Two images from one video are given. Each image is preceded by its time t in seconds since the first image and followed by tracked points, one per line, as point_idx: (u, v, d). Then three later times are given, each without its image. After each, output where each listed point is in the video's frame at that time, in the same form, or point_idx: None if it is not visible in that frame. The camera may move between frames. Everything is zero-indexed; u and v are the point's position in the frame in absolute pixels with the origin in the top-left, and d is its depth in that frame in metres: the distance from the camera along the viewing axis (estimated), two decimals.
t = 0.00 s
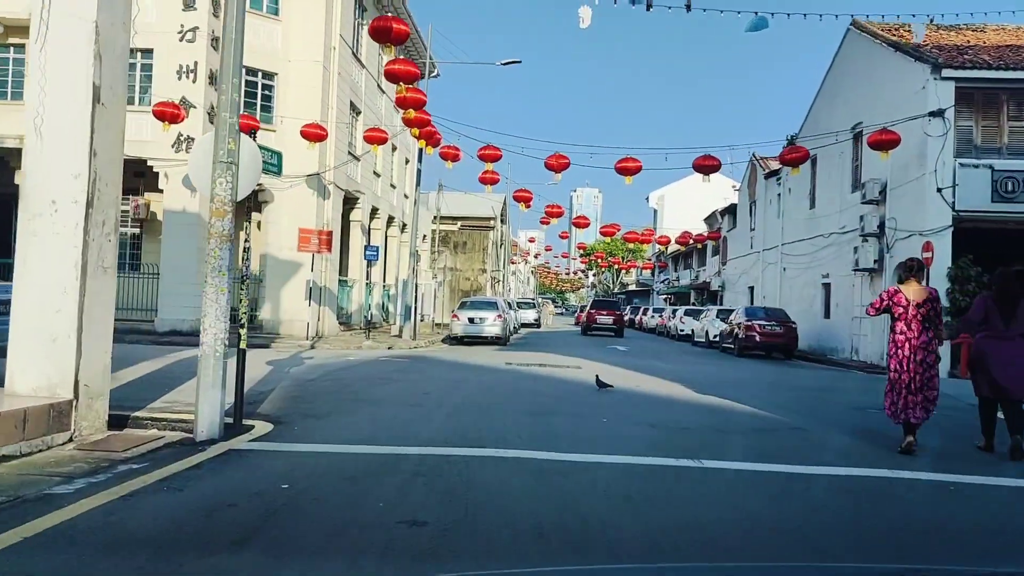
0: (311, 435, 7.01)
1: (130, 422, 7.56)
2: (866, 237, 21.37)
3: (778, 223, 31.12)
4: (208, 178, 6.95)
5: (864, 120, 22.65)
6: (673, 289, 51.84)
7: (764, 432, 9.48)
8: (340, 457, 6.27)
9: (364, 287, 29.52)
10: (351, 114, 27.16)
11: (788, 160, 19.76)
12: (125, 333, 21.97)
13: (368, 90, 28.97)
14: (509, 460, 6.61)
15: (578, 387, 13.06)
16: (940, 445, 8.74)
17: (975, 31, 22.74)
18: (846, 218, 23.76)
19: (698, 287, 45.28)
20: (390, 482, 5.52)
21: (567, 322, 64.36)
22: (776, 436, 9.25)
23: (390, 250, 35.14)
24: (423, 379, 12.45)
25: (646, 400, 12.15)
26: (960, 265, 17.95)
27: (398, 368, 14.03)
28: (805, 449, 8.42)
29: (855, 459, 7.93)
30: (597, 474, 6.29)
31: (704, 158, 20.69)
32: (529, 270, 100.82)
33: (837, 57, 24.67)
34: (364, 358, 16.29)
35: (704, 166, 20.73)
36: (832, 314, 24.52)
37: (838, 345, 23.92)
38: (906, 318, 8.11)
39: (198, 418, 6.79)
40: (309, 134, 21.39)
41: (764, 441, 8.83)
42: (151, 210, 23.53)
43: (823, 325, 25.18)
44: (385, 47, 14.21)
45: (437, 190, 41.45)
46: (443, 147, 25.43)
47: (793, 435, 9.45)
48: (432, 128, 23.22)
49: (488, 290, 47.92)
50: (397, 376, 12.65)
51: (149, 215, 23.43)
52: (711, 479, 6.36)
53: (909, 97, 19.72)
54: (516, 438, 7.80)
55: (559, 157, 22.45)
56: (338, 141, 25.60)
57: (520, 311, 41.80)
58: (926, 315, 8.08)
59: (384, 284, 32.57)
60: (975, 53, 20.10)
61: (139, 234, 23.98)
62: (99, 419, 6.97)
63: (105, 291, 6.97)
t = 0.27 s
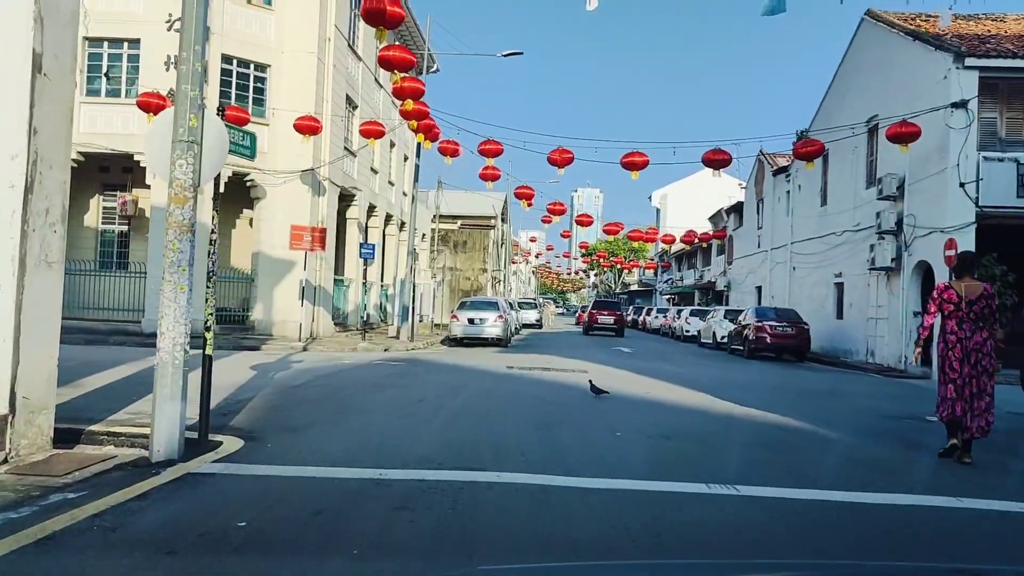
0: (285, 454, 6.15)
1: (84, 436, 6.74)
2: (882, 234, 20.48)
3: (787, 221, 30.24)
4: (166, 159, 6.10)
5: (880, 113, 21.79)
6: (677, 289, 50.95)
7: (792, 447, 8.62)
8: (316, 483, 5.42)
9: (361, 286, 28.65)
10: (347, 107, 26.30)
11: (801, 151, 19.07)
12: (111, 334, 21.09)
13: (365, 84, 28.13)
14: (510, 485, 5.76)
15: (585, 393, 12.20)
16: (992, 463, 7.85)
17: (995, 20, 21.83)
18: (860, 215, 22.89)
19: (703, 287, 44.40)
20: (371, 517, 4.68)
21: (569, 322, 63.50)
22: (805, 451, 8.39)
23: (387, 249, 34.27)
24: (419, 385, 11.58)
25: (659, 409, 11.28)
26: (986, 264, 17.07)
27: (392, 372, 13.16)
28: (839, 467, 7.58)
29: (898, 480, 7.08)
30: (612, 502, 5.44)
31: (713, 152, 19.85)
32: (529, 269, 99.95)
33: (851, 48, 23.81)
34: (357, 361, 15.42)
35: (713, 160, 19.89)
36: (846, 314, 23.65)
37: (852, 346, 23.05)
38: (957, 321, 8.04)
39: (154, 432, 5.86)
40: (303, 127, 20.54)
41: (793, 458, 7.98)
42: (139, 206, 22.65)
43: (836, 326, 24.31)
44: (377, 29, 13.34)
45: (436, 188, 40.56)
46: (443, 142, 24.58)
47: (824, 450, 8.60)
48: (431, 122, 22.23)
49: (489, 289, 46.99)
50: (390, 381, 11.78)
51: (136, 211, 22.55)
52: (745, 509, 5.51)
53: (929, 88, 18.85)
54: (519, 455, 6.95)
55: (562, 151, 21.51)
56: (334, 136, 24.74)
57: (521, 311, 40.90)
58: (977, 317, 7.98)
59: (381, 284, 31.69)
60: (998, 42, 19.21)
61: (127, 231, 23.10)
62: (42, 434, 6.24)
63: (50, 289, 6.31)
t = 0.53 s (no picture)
0: (253, 480, 5.36)
1: (26, 455, 5.93)
2: (899, 232, 19.65)
3: (796, 219, 29.42)
4: (114, 139, 5.70)
5: (895, 106, 20.99)
6: (680, 290, 50.08)
7: (822, 466, 7.82)
8: (284, 519, 4.63)
9: (357, 286, 27.78)
10: (343, 102, 25.49)
11: (816, 146, 18.14)
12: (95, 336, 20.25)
13: (361, 77, 27.32)
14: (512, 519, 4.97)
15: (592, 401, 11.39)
16: None
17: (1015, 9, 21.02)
18: (874, 212, 22.08)
19: (706, 287, 43.54)
20: (342, 565, 3.88)
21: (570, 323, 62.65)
22: (838, 470, 7.59)
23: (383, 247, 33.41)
24: (413, 391, 10.76)
25: (671, 420, 10.48)
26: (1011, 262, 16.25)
27: (385, 377, 12.32)
28: (879, 490, 6.77)
29: (950, 508, 6.29)
30: (630, 541, 4.63)
31: (722, 146, 19.03)
32: (529, 269, 99.02)
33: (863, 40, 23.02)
34: (349, 364, 14.60)
35: (722, 154, 19.05)
36: (859, 315, 22.84)
37: (866, 348, 22.21)
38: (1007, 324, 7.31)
39: (97, 454, 5.34)
40: (294, 119, 19.70)
41: (826, 479, 7.18)
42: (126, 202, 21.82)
43: (848, 328, 23.48)
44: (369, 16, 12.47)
45: (435, 186, 39.71)
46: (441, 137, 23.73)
47: (858, 467, 7.80)
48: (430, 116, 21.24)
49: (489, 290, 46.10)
50: (382, 387, 10.95)
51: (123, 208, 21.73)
52: (786, 549, 4.71)
53: (949, 78, 18.04)
54: (521, 478, 6.15)
55: (565, 144, 20.56)
56: (329, 130, 23.93)
57: (522, 311, 40.04)
58: None
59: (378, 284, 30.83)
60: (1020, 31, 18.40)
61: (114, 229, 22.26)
62: None
63: None
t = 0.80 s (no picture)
0: (213, 511, 4.62)
1: None
2: (915, 228, 18.88)
3: (804, 217, 28.63)
4: (46, 111, 5.19)
5: (909, 99, 20.24)
6: (684, 290, 49.27)
7: (856, 484, 7.07)
8: (240, 575, 3.86)
9: (353, 286, 26.97)
10: (338, 95, 24.73)
11: (831, 139, 17.32)
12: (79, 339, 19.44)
13: (358, 71, 26.56)
14: (514, 567, 4.19)
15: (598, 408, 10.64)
16: None
17: None
18: (888, 209, 21.32)
19: (710, 287, 42.78)
20: None
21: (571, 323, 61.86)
22: (874, 490, 6.83)
23: (381, 246, 32.60)
24: (406, 398, 10.00)
25: (685, 430, 9.70)
26: None
27: (378, 382, 11.57)
28: (928, 517, 6.03)
29: (1012, 540, 5.53)
30: None
31: (732, 140, 18.28)
32: (530, 269, 98.24)
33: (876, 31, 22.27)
34: (342, 368, 13.85)
35: (732, 148, 18.29)
36: (872, 316, 22.07)
37: (880, 350, 21.42)
38: None
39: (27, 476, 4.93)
40: (286, 112, 18.92)
41: (863, 502, 6.44)
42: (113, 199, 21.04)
43: (861, 329, 22.70)
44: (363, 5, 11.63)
45: (434, 184, 38.94)
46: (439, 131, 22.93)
47: (897, 487, 7.04)
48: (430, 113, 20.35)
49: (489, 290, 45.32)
50: (373, 393, 10.20)
51: (110, 205, 20.93)
52: None
53: (969, 68, 17.28)
54: (526, 509, 5.36)
55: (569, 139, 19.71)
56: (323, 125, 23.16)
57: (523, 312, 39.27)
58: None
59: (375, 283, 30.04)
60: None
61: (101, 227, 21.47)
62: None
63: None
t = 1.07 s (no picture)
0: (161, 555, 3.90)
1: None
2: (931, 225, 18.16)
3: (812, 214, 27.90)
4: None
5: (924, 92, 19.50)
6: (686, 289, 48.59)
7: (897, 507, 6.34)
8: None
9: (348, 285, 26.23)
10: (333, 89, 24.03)
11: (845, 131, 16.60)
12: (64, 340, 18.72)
13: (354, 64, 25.85)
14: None
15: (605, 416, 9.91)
16: None
17: None
18: (902, 206, 20.58)
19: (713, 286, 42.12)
20: None
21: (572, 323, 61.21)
22: (921, 515, 6.09)
23: (378, 245, 31.86)
24: (399, 406, 9.26)
25: (701, 441, 8.98)
26: None
27: (370, 387, 10.84)
28: (985, 549, 5.32)
29: None
30: None
31: (740, 133, 17.55)
32: (529, 269, 97.57)
33: (889, 22, 21.55)
34: (333, 371, 13.14)
35: (741, 142, 17.56)
36: (885, 316, 21.33)
37: (894, 352, 20.68)
38: None
39: None
40: (279, 104, 18.22)
41: (911, 531, 5.70)
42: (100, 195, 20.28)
43: (874, 330, 21.96)
44: None
45: (433, 182, 38.26)
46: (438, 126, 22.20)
47: (941, 509, 6.32)
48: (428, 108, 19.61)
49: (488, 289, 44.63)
50: (364, 401, 9.46)
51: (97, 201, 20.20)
52: None
53: (990, 58, 16.58)
54: (530, 546, 4.63)
55: (571, 133, 18.96)
56: (317, 119, 22.42)
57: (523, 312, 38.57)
58: None
59: (372, 283, 29.29)
60: None
61: (87, 224, 20.72)
62: None
63: None
